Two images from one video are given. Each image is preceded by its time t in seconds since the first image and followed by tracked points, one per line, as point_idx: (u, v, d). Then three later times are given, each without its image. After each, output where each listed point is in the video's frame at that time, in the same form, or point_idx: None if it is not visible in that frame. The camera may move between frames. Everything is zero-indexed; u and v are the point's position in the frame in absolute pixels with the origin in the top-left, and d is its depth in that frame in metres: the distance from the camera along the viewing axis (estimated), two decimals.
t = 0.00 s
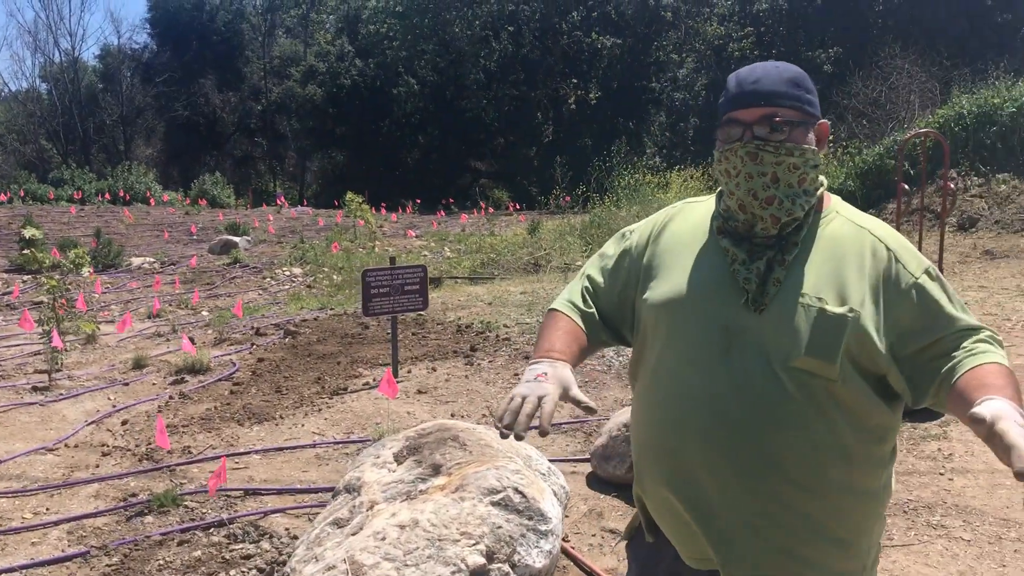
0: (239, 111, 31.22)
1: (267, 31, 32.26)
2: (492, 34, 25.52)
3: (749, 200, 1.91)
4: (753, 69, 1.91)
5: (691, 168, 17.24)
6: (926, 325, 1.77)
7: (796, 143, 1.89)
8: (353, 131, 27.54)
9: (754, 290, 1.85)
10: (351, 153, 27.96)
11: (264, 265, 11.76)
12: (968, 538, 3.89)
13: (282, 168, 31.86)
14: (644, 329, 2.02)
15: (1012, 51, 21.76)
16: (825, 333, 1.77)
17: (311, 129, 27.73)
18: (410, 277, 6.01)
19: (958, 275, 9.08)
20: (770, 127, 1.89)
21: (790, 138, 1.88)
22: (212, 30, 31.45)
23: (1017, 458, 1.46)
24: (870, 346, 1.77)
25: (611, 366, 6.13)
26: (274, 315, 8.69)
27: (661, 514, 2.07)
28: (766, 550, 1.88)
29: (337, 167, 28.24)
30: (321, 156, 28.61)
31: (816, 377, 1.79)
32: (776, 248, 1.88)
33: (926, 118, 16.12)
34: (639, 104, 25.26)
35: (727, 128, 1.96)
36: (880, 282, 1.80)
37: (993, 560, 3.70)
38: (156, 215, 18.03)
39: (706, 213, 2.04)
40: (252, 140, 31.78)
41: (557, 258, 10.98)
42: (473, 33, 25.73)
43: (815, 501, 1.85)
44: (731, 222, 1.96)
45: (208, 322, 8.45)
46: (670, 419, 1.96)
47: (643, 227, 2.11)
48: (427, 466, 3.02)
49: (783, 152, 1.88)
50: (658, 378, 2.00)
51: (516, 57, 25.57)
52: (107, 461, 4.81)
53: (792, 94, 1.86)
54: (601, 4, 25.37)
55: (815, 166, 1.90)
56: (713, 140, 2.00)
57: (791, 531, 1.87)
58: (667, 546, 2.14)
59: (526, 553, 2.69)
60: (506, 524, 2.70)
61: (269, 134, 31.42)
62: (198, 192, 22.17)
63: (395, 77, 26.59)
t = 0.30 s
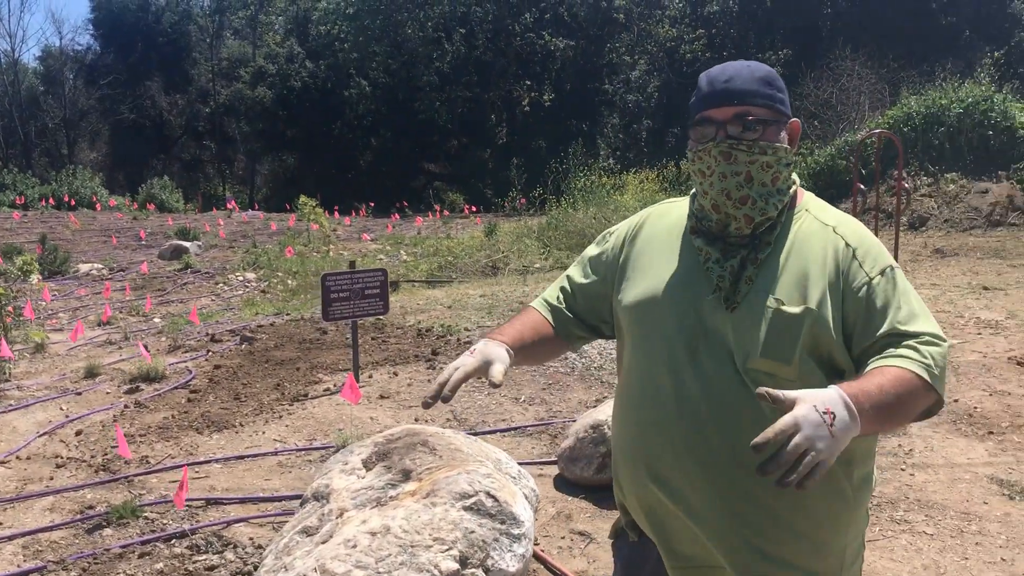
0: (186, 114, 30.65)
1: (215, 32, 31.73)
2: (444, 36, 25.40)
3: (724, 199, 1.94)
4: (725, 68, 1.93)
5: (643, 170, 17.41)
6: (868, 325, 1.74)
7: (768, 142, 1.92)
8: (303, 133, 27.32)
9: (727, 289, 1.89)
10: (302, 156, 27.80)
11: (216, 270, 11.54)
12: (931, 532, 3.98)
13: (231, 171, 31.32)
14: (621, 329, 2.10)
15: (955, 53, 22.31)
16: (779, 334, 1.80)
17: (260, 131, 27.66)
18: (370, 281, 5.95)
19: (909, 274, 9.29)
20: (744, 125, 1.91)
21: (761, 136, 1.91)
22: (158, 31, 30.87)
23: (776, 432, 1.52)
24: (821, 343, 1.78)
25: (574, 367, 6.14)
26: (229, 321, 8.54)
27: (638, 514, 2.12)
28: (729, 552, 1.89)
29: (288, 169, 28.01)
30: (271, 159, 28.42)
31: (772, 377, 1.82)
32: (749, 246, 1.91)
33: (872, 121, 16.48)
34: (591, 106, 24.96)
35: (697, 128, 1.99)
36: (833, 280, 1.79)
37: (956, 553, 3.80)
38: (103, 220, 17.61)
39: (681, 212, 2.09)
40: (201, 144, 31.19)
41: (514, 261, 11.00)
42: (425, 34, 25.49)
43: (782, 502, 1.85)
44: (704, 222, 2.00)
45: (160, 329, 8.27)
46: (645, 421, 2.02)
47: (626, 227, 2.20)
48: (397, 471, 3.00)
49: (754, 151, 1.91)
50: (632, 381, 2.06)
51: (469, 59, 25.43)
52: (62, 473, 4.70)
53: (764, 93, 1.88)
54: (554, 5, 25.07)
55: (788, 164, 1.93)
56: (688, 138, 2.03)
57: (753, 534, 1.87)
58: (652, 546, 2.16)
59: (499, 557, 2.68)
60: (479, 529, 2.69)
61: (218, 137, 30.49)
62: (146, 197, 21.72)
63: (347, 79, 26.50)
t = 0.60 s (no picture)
0: (152, 111, 30.32)
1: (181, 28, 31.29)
2: (413, 33, 25.22)
3: (721, 200, 1.90)
4: (705, 65, 1.91)
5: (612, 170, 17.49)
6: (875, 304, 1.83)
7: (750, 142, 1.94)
8: (271, 130, 27.23)
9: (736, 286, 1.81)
10: (270, 154, 27.59)
11: (183, 268, 11.38)
12: (904, 527, 4.04)
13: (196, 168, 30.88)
14: (608, 346, 1.96)
15: (919, 54, 22.67)
16: (798, 327, 1.78)
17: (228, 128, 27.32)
18: (342, 279, 5.90)
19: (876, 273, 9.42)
20: (732, 126, 1.90)
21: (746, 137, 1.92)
22: (122, 27, 30.47)
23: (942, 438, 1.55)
24: (833, 331, 1.81)
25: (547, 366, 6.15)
26: (198, 320, 8.43)
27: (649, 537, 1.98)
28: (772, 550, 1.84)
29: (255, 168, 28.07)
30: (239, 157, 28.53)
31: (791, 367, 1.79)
32: (743, 243, 1.88)
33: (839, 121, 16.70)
34: (560, 106, 25.21)
35: (681, 130, 1.93)
36: (829, 264, 1.84)
37: (928, 548, 3.86)
38: (65, 218, 17.30)
39: (653, 214, 1.99)
40: (167, 141, 30.83)
41: (486, 259, 11.01)
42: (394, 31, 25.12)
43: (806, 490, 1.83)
44: (691, 225, 1.93)
45: (127, 327, 8.15)
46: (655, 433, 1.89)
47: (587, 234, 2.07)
48: (373, 470, 2.99)
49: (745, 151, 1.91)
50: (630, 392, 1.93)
51: (438, 57, 25.34)
52: (29, 475, 4.61)
53: (747, 94, 1.90)
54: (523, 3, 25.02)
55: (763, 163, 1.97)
56: (667, 140, 1.96)
57: (792, 526, 1.83)
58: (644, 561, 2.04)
59: (477, 556, 2.66)
60: (458, 528, 2.67)
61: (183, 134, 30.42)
62: (110, 194, 21.37)
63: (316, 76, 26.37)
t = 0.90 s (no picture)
0: (134, 106, 29.98)
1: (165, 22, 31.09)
2: (399, 29, 25.20)
3: (723, 202, 1.87)
4: (691, 67, 1.85)
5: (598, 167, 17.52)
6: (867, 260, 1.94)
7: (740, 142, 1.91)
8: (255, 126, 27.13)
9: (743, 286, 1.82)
10: (255, 150, 27.49)
11: (167, 265, 11.30)
12: (889, 525, 4.08)
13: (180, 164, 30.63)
14: (611, 359, 1.87)
15: (903, 53, 22.76)
16: (813, 313, 1.84)
17: (212, 124, 27.37)
18: (328, 276, 5.88)
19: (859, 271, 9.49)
20: (728, 129, 1.86)
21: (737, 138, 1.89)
22: (106, 21, 30.37)
23: None
24: (839, 306, 1.90)
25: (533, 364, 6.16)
26: (182, 316, 8.38)
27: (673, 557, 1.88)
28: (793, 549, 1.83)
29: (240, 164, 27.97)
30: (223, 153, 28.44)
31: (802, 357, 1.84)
32: (742, 241, 1.90)
33: (824, 120, 16.77)
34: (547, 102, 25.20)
35: (678, 133, 1.84)
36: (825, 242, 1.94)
37: (913, 545, 3.90)
38: (47, 213, 17.15)
39: (637, 219, 1.91)
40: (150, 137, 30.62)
41: (472, 256, 11.00)
42: (380, 28, 25.21)
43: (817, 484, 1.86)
44: (692, 226, 1.89)
45: (111, 324, 8.09)
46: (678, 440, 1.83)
47: (559, 248, 1.93)
48: (360, 469, 2.99)
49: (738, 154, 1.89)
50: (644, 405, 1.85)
51: (424, 54, 25.35)
52: (11, 473, 4.57)
53: (732, 98, 1.87)
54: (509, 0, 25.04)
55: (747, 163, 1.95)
56: (660, 145, 1.87)
57: (820, 506, 1.87)
58: None
59: (465, 554, 2.66)
60: (445, 526, 2.67)
61: (167, 131, 29.72)
62: (93, 190, 21.19)
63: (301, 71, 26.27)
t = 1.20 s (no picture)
0: (127, 106, 29.83)
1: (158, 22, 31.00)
2: (392, 29, 25.20)
3: (730, 201, 1.88)
4: (694, 71, 1.84)
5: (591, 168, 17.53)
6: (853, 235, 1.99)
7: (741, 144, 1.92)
8: (248, 126, 27.06)
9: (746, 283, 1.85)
10: (248, 150, 27.42)
11: (160, 265, 11.25)
12: (882, 525, 4.10)
13: (172, 164, 30.48)
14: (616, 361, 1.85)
15: (896, 55, 22.84)
16: (811, 305, 1.88)
17: (205, 124, 27.28)
18: (322, 276, 5.88)
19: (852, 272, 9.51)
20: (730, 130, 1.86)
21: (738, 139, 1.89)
22: (98, 21, 30.28)
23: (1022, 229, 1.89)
24: (835, 291, 1.94)
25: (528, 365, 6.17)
26: (176, 317, 8.36)
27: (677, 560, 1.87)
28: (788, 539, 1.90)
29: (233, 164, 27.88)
30: (216, 153, 28.35)
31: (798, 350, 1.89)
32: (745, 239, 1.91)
33: (817, 121, 16.81)
34: (541, 103, 25.16)
35: (686, 134, 1.83)
36: (813, 233, 1.98)
37: (906, 545, 3.92)
38: (38, 213, 17.06)
39: (634, 222, 1.89)
40: (143, 137, 30.53)
41: (465, 257, 10.99)
42: (373, 28, 25.22)
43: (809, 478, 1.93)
44: (697, 227, 1.89)
45: (104, 324, 8.06)
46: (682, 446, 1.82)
47: (554, 250, 1.87)
48: (356, 470, 2.98)
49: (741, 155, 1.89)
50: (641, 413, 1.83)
51: (418, 54, 25.36)
52: (3, 474, 4.55)
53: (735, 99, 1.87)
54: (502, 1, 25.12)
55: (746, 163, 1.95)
56: (666, 146, 1.85)
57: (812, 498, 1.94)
58: None
59: (460, 555, 2.67)
60: (441, 527, 2.68)
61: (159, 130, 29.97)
62: (84, 189, 21.09)
63: (295, 72, 26.23)
